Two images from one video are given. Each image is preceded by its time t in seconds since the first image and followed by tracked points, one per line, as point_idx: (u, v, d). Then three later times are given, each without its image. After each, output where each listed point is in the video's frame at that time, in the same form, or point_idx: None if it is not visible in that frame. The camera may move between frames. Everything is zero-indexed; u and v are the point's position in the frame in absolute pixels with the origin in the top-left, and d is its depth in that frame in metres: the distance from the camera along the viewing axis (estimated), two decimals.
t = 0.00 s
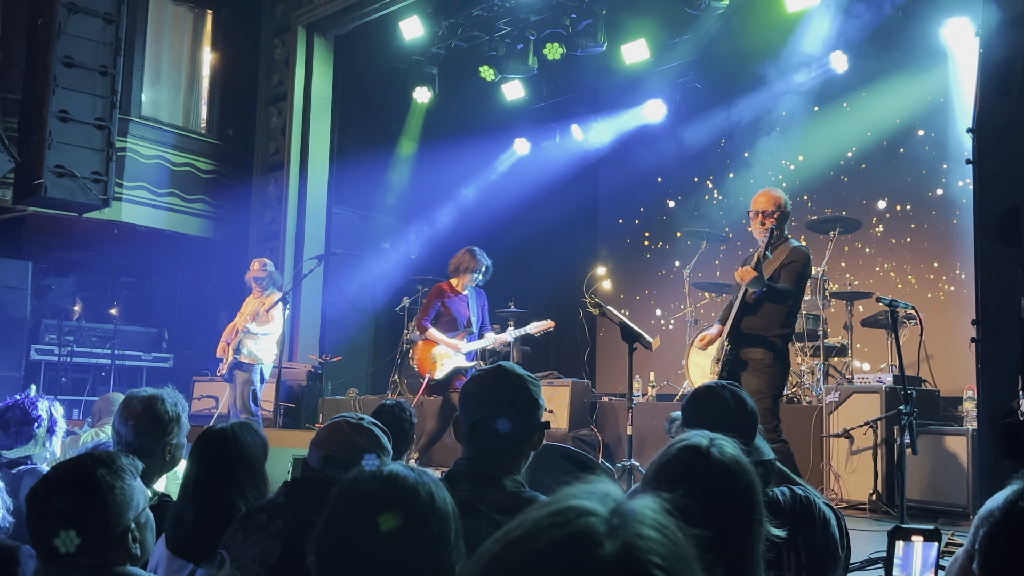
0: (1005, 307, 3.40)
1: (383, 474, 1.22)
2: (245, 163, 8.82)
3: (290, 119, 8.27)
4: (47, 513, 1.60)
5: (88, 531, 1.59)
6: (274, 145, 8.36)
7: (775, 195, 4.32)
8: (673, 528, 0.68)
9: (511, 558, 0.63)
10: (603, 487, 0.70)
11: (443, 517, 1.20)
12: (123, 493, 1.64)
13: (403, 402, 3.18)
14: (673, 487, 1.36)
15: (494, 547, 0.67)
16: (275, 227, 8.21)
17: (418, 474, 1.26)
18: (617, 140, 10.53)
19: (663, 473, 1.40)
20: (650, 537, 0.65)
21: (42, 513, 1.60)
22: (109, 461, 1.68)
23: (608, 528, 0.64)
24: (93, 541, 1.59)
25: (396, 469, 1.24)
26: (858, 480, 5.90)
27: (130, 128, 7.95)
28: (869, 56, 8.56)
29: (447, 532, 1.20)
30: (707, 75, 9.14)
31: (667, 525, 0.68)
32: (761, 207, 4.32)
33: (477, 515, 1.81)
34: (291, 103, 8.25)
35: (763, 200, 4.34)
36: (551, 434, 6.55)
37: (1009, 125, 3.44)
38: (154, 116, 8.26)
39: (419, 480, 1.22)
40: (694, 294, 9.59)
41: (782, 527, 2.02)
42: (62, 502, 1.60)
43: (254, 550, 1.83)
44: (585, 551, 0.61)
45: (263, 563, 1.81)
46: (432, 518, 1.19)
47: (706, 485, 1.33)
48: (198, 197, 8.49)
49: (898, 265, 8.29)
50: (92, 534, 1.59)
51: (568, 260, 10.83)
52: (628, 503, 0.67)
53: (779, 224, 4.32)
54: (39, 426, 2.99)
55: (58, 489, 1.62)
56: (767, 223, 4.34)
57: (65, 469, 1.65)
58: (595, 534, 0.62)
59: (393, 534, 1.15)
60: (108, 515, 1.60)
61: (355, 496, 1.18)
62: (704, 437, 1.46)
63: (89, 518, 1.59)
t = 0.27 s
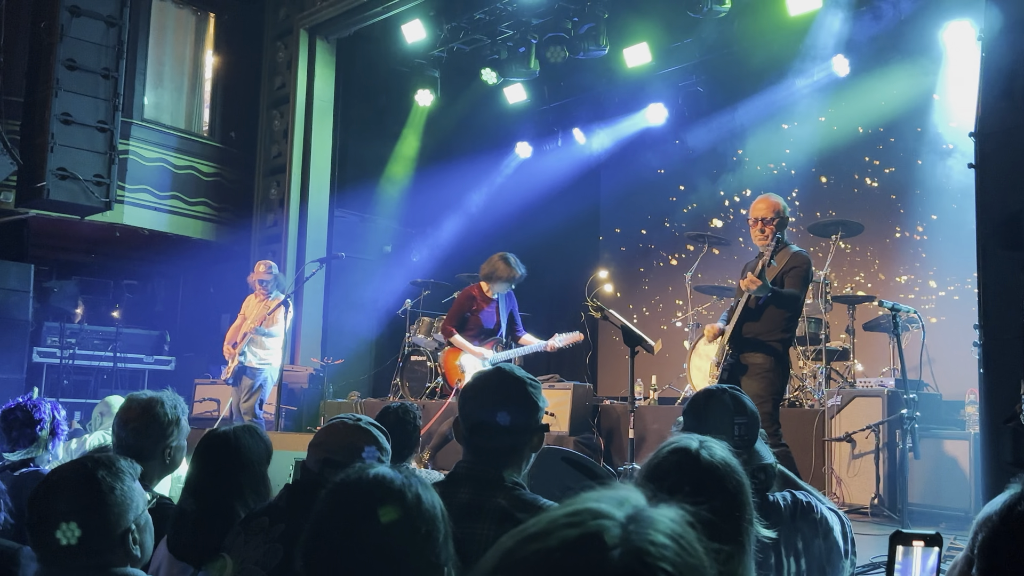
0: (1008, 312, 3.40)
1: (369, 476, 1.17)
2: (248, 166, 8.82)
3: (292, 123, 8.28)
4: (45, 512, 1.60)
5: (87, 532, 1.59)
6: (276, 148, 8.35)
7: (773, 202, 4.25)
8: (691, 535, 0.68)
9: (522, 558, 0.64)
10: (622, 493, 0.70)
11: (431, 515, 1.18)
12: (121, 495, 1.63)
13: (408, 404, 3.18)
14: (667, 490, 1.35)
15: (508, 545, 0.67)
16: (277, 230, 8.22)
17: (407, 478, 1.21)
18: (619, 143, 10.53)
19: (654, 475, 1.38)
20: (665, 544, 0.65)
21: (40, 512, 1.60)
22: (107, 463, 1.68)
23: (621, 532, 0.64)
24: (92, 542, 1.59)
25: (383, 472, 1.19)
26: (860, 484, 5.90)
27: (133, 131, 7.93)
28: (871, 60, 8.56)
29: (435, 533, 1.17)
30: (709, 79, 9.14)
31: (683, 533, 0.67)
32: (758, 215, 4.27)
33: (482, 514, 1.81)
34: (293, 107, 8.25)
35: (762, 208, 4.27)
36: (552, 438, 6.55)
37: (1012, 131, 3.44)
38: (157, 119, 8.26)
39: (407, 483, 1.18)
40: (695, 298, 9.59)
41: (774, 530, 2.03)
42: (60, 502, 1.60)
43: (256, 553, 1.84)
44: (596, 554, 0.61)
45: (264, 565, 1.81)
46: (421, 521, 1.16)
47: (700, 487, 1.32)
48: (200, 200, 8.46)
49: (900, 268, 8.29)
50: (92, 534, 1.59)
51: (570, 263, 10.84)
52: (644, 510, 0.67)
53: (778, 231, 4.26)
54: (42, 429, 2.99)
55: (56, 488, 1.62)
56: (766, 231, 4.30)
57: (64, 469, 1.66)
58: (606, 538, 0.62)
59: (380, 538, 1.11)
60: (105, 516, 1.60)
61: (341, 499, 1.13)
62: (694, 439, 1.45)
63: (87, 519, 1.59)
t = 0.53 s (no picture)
0: (1008, 313, 3.40)
1: (353, 476, 1.16)
2: (248, 167, 8.82)
3: (293, 125, 8.29)
4: (44, 509, 1.60)
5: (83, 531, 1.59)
6: (277, 150, 8.37)
7: (768, 202, 4.27)
8: (702, 538, 0.67)
9: (531, 549, 0.64)
10: (635, 492, 0.69)
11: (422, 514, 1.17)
12: (120, 494, 1.63)
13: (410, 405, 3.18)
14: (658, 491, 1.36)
15: (517, 536, 0.67)
16: (278, 232, 8.23)
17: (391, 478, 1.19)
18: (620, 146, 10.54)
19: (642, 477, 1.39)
20: (676, 544, 0.64)
21: (39, 510, 1.61)
22: (109, 464, 1.69)
23: (630, 526, 0.64)
24: (89, 540, 1.59)
25: (366, 470, 1.18)
26: (861, 485, 5.91)
27: (134, 133, 7.90)
28: (871, 62, 8.57)
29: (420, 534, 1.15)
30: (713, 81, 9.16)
31: (694, 535, 0.66)
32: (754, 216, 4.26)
33: (482, 517, 1.80)
34: (295, 109, 8.27)
35: (756, 207, 4.29)
36: (553, 440, 6.55)
37: (1013, 132, 3.44)
38: (158, 121, 8.25)
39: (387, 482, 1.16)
40: (696, 300, 9.58)
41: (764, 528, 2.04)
42: (60, 499, 1.60)
43: (257, 555, 1.87)
44: (606, 548, 0.61)
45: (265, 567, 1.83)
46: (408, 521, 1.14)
47: (691, 487, 1.34)
48: (201, 202, 8.41)
49: (900, 270, 8.29)
50: (90, 532, 1.59)
51: (570, 265, 10.84)
52: (656, 509, 0.67)
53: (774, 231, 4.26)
54: (43, 429, 2.99)
55: (55, 487, 1.62)
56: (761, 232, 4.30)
57: (65, 469, 1.66)
58: (617, 532, 0.62)
59: (366, 535, 1.10)
60: (102, 514, 1.60)
61: (323, 503, 1.12)
62: (683, 440, 1.47)
63: (85, 517, 1.59)
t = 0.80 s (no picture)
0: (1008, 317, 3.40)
1: (337, 481, 1.17)
2: (250, 171, 8.82)
3: (294, 128, 8.30)
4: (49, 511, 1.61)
5: (83, 533, 1.59)
6: (279, 154, 8.38)
7: (765, 203, 4.27)
8: (722, 549, 0.67)
9: (550, 550, 0.64)
10: (654, 500, 0.69)
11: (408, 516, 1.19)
12: (120, 498, 1.63)
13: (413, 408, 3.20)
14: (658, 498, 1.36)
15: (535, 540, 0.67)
16: (280, 234, 8.24)
17: (377, 481, 1.20)
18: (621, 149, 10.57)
19: (642, 483, 1.39)
20: (696, 553, 0.64)
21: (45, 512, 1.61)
22: (116, 469, 1.69)
23: (651, 532, 0.63)
24: (89, 542, 1.59)
25: (351, 475, 1.19)
26: (862, 489, 5.90)
27: (136, 136, 7.91)
28: (871, 66, 8.60)
29: (406, 538, 1.16)
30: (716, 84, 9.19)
31: (714, 544, 0.66)
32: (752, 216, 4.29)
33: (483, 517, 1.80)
34: (296, 112, 8.28)
35: (754, 209, 4.30)
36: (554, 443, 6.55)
37: (1014, 136, 3.44)
38: (160, 124, 8.26)
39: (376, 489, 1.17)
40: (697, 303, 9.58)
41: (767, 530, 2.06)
42: (65, 501, 1.61)
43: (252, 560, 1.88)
44: (629, 551, 0.61)
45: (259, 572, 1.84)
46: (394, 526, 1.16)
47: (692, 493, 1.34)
48: (203, 205, 8.41)
49: (901, 273, 8.29)
50: (89, 534, 1.59)
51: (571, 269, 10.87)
52: (676, 517, 0.67)
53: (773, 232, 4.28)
54: (46, 433, 2.99)
55: (61, 491, 1.63)
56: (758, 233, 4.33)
57: (71, 473, 1.68)
58: (637, 536, 0.62)
59: (352, 538, 1.12)
60: (101, 517, 1.60)
61: (307, 508, 1.14)
62: (684, 444, 1.47)
63: (86, 518, 1.59)
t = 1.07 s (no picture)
0: (1009, 320, 3.39)
1: (325, 486, 1.18)
2: (251, 175, 8.82)
3: (295, 132, 8.31)
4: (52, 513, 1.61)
5: (79, 538, 1.59)
6: (280, 158, 8.38)
7: (766, 205, 4.34)
8: (724, 554, 0.66)
9: (556, 556, 0.63)
10: (659, 505, 0.69)
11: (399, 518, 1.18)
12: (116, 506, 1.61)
13: (415, 412, 3.20)
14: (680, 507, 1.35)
15: (542, 544, 0.66)
16: (281, 238, 8.24)
17: (366, 483, 1.20)
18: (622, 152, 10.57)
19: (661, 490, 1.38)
20: (701, 557, 0.63)
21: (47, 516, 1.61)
22: (117, 476, 1.67)
23: (659, 536, 0.63)
24: (85, 545, 1.59)
25: (340, 478, 1.20)
26: (864, 493, 5.89)
27: (137, 141, 7.91)
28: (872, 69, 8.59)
29: (395, 542, 1.15)
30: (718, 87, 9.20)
31: (717, 551, 0.66)
32: (755, 218, 4.37)
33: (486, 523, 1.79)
34: (297, 116, 8.28)
35: (757, 210, 4.37)
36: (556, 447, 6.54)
37: (1016, 140, 3.44)
38: (161, 128, 8.26)
39: (365, 493, 1.17)
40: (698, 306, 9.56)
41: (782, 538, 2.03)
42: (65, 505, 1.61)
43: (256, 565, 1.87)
44: (634, 557, 0.60)
45: None
46: (380, 530, 1.14)
47: (716, 500, 1.33)
48: (204, 209, 8.42)
49: (903, 276, 8.28)
50: (87, 538, 1.59)
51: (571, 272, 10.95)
52: (682, 521, 0.66)
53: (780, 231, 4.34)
54: (49, 437, 2.99)
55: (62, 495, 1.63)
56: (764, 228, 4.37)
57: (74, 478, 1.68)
58: (645, 541, 0.61)
59: (339, 541, 1.12)
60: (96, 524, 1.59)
61: (295, 513, 1.16)
62: (703, 451, 1.45)
63: (85, 521, 1.59)
